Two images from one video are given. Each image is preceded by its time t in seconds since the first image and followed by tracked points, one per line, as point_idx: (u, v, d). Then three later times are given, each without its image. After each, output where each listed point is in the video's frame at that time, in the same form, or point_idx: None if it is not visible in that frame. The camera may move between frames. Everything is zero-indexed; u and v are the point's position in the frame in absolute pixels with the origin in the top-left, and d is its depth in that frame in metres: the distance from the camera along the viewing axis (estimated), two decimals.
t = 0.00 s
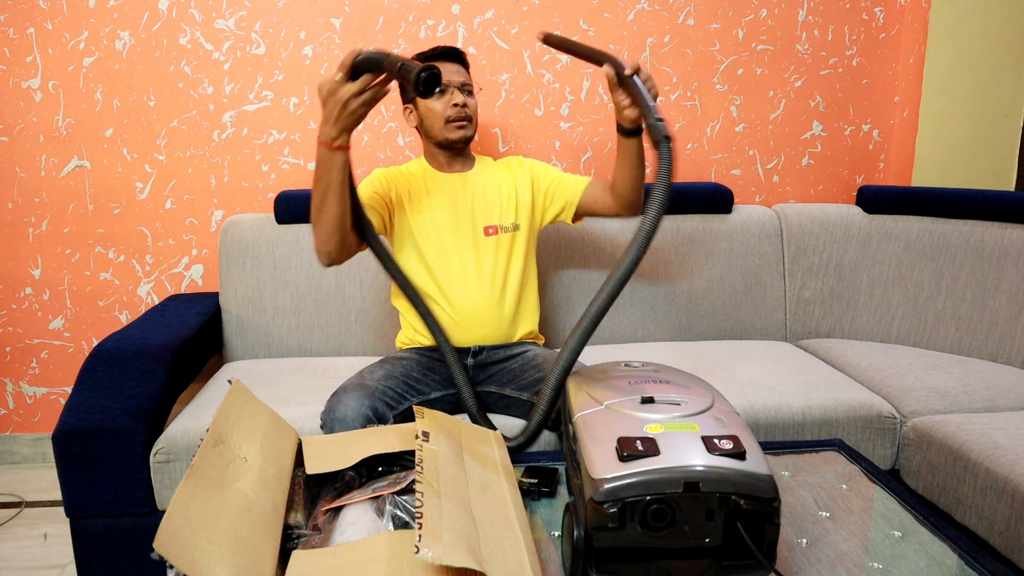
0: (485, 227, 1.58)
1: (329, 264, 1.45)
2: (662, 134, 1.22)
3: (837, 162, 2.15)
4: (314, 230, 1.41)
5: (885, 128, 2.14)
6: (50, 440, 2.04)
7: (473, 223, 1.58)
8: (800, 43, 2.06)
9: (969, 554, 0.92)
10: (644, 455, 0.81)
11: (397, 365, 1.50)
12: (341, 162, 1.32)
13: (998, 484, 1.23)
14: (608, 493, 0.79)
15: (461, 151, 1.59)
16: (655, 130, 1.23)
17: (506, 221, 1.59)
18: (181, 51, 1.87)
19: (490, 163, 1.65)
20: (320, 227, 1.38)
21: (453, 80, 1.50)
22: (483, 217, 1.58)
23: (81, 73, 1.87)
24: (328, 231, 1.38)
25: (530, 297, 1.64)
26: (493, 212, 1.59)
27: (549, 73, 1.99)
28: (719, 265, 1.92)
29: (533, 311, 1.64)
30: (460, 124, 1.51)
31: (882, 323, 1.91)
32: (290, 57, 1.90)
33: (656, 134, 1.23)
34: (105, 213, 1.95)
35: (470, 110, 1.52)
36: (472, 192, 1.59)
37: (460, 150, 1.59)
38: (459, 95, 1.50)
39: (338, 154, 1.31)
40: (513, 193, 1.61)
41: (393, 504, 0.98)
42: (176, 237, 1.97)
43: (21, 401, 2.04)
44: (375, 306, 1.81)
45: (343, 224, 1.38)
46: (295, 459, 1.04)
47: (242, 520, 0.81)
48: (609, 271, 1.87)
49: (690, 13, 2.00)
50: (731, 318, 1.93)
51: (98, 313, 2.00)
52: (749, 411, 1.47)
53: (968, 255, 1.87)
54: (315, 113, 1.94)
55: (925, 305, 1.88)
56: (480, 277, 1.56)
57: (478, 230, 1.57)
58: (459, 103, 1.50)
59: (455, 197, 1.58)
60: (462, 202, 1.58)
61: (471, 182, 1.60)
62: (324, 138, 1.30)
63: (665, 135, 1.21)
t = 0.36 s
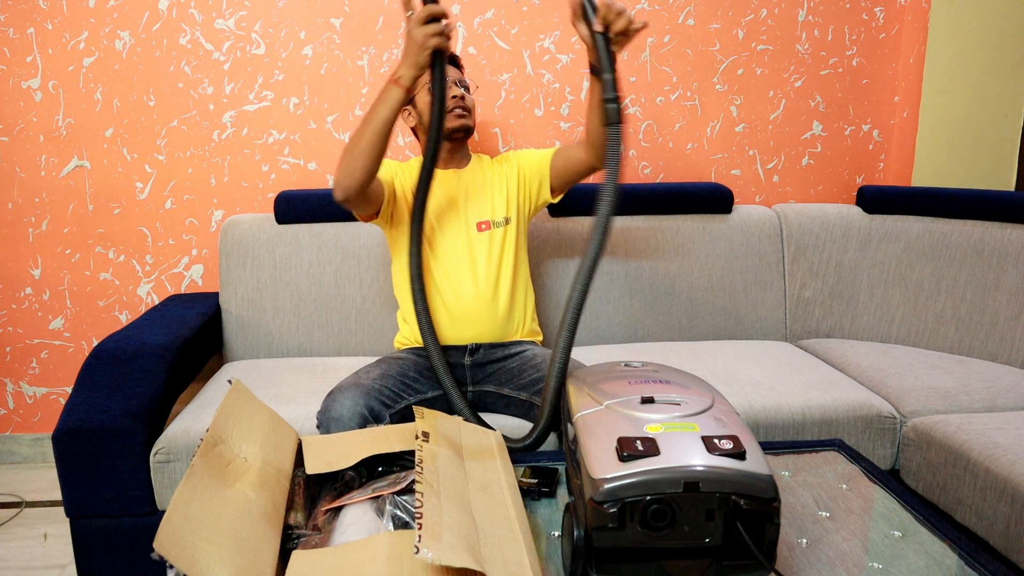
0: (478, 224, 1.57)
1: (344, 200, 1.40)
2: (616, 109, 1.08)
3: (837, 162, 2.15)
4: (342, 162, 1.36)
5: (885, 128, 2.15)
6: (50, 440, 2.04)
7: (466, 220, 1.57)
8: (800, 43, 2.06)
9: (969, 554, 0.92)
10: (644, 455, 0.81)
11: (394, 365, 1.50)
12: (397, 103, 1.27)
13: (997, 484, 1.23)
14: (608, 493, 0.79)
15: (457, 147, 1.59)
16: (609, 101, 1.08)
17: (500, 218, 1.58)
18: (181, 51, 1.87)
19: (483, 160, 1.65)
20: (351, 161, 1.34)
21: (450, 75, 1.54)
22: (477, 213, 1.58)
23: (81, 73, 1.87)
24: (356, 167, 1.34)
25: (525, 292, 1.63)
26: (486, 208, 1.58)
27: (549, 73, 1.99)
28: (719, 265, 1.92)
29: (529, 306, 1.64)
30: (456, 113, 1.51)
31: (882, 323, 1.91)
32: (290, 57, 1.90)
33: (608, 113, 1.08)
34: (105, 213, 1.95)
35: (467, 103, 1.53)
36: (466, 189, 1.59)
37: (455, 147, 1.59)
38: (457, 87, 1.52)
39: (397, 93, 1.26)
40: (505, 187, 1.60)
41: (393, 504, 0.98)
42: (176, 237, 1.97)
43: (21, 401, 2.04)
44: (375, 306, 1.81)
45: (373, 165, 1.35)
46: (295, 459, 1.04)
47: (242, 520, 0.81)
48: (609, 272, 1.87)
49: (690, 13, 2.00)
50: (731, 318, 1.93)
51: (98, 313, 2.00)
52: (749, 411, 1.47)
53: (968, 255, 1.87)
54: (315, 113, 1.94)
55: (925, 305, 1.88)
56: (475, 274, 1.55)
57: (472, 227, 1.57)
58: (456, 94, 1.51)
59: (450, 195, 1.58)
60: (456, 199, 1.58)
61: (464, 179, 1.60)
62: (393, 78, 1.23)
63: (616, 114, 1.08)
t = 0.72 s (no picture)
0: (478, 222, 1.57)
1: (391, 178, 1.41)
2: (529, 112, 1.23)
3: (837, 162, 2.15)
4: (393, 140, 1.38)
5: (885, 128, 2.15)
6: (50, 440, 2.04)
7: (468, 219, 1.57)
8: (800, 43, 2.06)
9: (969, 554, 0.92)
10: (644, 455, 0.81)
11: (395, 365, 1.50)
12: (458, 80, 1.33)
13: (997, 484, 1.23)
14: (607, 493, 0.79)
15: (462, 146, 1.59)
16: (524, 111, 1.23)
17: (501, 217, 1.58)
18: (181, 51, 1.87)
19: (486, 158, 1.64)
20: (404, 138, 1.37)
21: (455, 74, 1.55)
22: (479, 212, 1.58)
23: (81, 73, 1.87)
24: (409, 146, 1.37)
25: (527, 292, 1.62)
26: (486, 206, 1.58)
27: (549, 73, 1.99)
28: (719, 265, 1.92)
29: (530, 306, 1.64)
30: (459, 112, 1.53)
31: (882, 323, 1.92)
32: (290, 57, 1.90)
33: (520, 119, 1.23)
34: (105, 213, 1.95)
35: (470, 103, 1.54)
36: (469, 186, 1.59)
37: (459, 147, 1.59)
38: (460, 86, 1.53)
39: (458, 72, 1.32)
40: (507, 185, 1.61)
41: (393, 504, 0.98)
42: (176, 237, 1.97)
43: (21, 401, 2.04)
44: (375, 306, 1.81)
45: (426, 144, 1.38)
46: (295, 460, 1.04)
47: (242, 519, 0.81)
48: (608, 271, 1.88)
49: (690, 13, 2.00)
50: (731, 318, 1.93)
51: (98, 313, 2.00)
52: (749, 411, 1.47)
53: (968, 255, 1.87)
54: (315, 113, 1.94)
55: (925, 305, 1.88)
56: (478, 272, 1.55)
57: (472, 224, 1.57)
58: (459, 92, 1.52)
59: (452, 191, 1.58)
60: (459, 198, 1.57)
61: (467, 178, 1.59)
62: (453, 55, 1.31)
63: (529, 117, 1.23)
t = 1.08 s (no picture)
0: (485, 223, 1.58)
1: (405, 167, 1.41)
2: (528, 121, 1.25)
3: (837, 162, 2.15)
4: (406, 128, 1.39)
5: (885, 128, 2.15)
6: (50, 440, 2.04)
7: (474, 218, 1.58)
8: (800, 43, 2.06)
9: (969, 554, 0.92)
10: (644, 455, 0.81)
11: (396, 364, 1.50)
12: (468, 65, 1.32)
13: (997, 484, 1.24)
14: (608, 493, 0.79)
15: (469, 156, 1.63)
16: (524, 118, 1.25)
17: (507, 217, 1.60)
18: (181, 51, 1.87)
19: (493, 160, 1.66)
20: (417, 125, 1.38)
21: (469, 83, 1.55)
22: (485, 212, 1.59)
23: (82, 73, 1.87)
24: (421, 134, 1.38)
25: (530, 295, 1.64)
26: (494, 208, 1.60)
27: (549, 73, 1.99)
28: (719, 265, 1.92)
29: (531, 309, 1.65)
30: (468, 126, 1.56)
31: (882, 323, 1.92)
32: (289, 57, 1.90)
33: (519, 122, 1.25)
34: (104, 213, 1.95)
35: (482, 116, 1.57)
36: (477, 186, 1.61)
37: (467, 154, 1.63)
38: (472, 100, 1.55)
39: (468, 57, 1.31)
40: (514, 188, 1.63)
41: (393, 504, 0.98)
42: (176, 237, 1.97)
43: (21, 401, 2.04)
44: (376, 306, 1.81)
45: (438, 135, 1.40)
46: (295, 459, 1.04)
47: (243, 519, 0.81)
48: (609, 272, 1.88)
49: (689, 13, 2.01)
50: (731, 318, 1.93)
51: (98, 313, 2.00)
52: (749, 411, 1.47)
53: (968, 255, 1.87)
54: (315, 113, 1.94)
55: (925, 306, 1.89)
56: (484, 273, 1.57)
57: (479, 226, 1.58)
58: (470, 108, 1.55)
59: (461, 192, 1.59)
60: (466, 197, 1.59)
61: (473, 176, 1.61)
62: (460, 39, 1.30)
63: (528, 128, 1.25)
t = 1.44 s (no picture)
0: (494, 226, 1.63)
1: (368, 132, 1.36)
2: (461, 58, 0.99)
3: (837, 162, 2.15)
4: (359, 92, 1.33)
5: (885, 128, 2.14)
6: (50, 440, 2.04)
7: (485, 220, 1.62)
8: (800, 43, 2.06)
9: (969, 554, 0.93)
10: (644, 455, 0.81)
11: (396, 364, 1.50)
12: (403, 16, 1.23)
13: (997, 484, 1.24)
14: (608, 493, 0.79)
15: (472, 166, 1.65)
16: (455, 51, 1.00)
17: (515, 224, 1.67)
18: (181, 51, 1.87)
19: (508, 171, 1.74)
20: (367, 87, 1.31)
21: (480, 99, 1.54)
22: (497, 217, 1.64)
23: (81, 73, 1.87)
24: (373, 96, 1.31)
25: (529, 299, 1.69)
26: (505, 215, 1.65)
27: (549, 73, 1.99)
28: (719, 265, 1.92)
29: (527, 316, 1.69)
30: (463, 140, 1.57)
31: (882, 323, 1.92)
32: (289, 57, 1.90)
33: (454, 62, 1.00)
34: (104, 213, 1.95)
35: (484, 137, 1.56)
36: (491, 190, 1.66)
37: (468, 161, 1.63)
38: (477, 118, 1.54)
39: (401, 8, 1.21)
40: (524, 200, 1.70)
41: (393, 504, 0.98)
42: (176, 237, 1.97)
43: (21, 401, 2.04)
44: (375, 306, 1.81)
45: (390, 97, 1.32)
46: (295, 459, 1.04)
47: (243, 520, 0.81)
48: (609, 272, 1.88)
49: (690, 13, 2.01)
50: (731, 318, 1.93)
51: (98, 313, 2.00)
52: (749, 411, 1.47)
53: (968, 255, 1.87)
54: (315, 113, 1.94)
55: (925, 306, 1.89)
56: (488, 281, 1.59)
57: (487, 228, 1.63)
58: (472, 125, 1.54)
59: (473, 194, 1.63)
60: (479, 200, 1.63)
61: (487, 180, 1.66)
62: None
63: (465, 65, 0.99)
